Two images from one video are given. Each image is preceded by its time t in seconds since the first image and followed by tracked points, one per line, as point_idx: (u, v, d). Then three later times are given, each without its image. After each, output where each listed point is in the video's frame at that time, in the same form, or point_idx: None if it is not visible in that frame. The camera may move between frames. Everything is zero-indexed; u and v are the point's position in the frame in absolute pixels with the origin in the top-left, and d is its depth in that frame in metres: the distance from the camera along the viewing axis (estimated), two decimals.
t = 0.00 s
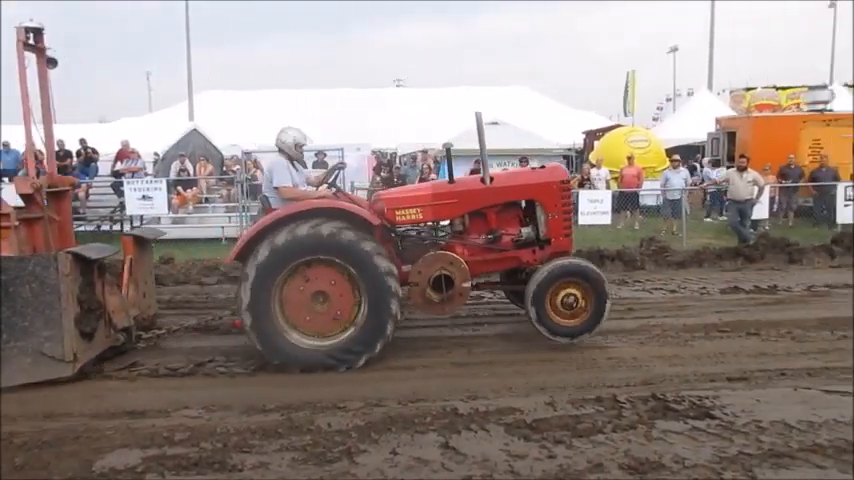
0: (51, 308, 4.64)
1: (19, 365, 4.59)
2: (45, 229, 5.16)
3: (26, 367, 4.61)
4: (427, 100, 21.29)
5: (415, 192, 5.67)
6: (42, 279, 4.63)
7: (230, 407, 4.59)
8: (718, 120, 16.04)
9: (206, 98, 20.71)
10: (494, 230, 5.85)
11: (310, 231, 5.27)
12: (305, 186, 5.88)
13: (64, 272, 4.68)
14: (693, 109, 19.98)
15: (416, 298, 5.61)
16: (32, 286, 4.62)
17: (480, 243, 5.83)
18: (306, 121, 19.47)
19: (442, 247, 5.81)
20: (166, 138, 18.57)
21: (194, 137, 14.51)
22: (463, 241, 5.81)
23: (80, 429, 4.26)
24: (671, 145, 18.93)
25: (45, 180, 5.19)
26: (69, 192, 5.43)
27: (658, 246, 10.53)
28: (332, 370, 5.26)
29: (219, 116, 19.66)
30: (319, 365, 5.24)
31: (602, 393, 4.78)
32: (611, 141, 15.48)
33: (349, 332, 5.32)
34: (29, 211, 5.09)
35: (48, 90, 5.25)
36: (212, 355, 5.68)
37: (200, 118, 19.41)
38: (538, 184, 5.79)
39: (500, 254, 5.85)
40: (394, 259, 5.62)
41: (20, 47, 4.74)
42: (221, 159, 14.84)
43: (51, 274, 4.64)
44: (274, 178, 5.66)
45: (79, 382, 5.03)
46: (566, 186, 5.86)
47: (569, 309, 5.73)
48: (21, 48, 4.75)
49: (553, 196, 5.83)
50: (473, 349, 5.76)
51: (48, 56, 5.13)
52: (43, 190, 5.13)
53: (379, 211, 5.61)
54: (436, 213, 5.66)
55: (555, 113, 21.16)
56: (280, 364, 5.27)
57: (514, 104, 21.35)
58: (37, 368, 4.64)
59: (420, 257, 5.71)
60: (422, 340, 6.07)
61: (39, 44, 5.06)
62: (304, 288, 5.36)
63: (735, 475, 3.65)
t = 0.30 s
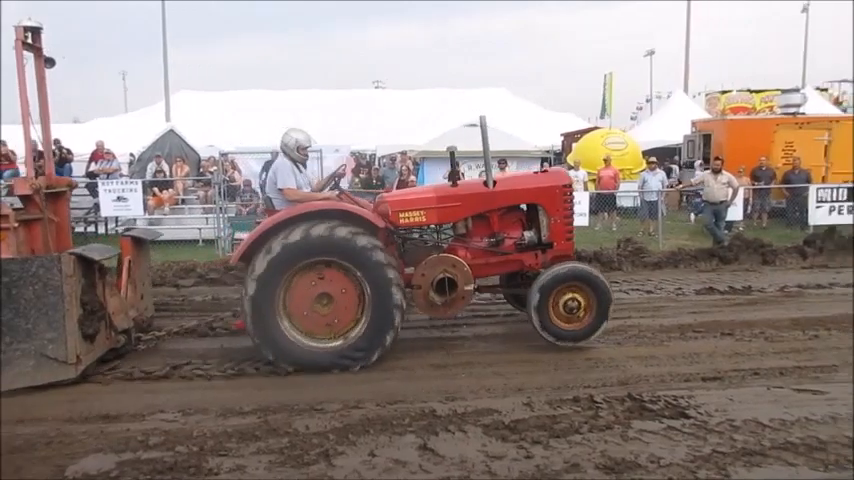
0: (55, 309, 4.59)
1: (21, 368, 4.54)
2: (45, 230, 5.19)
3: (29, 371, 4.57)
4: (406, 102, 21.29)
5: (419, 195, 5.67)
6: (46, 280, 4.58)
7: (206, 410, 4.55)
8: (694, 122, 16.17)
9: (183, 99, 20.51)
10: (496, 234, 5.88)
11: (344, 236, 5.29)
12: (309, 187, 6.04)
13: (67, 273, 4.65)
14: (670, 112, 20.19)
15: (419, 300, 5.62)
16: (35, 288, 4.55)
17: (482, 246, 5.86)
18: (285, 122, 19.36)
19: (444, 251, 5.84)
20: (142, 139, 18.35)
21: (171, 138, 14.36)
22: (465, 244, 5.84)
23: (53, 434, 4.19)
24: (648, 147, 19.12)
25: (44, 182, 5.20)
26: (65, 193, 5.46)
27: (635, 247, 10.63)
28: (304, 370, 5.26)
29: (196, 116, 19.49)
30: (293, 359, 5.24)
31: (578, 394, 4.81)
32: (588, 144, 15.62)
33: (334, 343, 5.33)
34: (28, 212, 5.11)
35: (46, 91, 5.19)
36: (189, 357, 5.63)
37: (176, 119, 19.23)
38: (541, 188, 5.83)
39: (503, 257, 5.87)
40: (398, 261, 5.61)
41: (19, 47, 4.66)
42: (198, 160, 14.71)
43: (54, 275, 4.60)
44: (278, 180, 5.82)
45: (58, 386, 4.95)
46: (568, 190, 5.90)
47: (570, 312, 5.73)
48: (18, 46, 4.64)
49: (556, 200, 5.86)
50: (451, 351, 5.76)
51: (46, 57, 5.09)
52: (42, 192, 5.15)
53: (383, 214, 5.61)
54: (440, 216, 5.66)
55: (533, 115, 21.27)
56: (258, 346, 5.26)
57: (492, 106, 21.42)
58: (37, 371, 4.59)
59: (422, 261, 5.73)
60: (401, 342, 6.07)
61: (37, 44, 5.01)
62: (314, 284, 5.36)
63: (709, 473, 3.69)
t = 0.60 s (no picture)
0: (58, 311, 4.53)
1: (24, 371, 4.48)
2: (45, 232, 4.90)
3: (31, 373, 4.51)
4: (385, 103, 21.28)
5: (421, 196, 5.71)
6: (49, 282, 4.51)
7: (182, 414, 4.51)
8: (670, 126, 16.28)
9: (160, 99, 20.31)
10: (498, 235, 5.91)
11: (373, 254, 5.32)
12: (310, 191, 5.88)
13: (71, 275, 4.58)
14: (647, 114, 20.40)
15: (421, 301, 5.66)
16: (38, 290, 4.48)
17: (484, 248, 5.89)
18: (263, 123, 19.26)
19: (447, 252, 5.85)
20: (117, 139, 18.12)
21: (148, 138, 14.22)
22: (467, 245, 5.86)
23: (25, 438, 4.12)
24: (625, 150, 19.29)
25: (44, 182, 4.93)
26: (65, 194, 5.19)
27: (612, 249, 10.72)
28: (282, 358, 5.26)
29: (173, 117, 19.31)
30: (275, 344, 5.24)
31: (555, 395, 4.83)
32: (567, 147, 15.71)
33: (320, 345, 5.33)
34: (28, 214, 4.82)
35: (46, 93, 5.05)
36: (167, 360, 5.57)
37: (153, 120, 19.04)
38: (542, 190, 5.88)
39: (504, 259, 5.90)
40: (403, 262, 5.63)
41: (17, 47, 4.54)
42: (175, 162, 14.58)
43: (58, 277, 4.53)
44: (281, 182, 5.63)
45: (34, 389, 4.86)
46: (570, 192, 5.95)
47: (572, 310, 5.77)
48: (18, 47, 4.55)
49: (557, 202, 5.91)
50: (429, 353, 5.76)
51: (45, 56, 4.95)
52: (42, 192, 4.88)
53: (386, 215, 5.63)
54: (442, 218, 5.70)
55: (512, 117, 21.37)
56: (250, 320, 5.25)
57: (472, 107, 21.48)
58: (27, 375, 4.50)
59: (425, 262, 5.74)
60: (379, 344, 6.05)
61: (37, 43, 4.87)
62: (326, 282, 5.38)
63: (683, 473, 3.73)
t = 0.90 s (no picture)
0: (64, 315, 4.50)
1: (30, 376, 4.45)
2: (45, 235, 4.85)
3: (37, 379, 4.47)
4: (365, 105, 21.26)
5: (422, 195, 5.79)
6: (54, 285, 4.49)
7: (159, 419, 4.46)
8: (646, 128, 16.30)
9: (138, 101, 20.12)
10: (498, 233, 6.00)
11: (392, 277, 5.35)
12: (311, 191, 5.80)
13: (75, 279, 4.55)
14: (624, 115, 20.58)
15: (423, 300, 5.70)
16: (43, 294, 4.46)
17: (485, 246, 5.97)
18: (242, 126, 19.15)
19: (448, 251, 5.92)
20: (92, 142, 17.90)
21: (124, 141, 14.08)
22: (467, 244, 5.94)
23: None
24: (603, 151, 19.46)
25: (44, 183, 4.86)
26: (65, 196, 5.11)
27: (591, 250, 10.81)
28: (269, 340, 5.24)
29: (151, 119, 19.14)
30: (269, 324, 5.23)
31: (534, 395, 4.86)
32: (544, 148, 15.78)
33: (307, 341, 5.31)
34: (28, 217, 4.80)
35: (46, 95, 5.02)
36: (143, 364, 5.51)
37: (130, 122, 18.84)
38: (541, 188, 5.99)
39: (505, 257, 5.99)
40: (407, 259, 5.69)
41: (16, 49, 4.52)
42: (152, 165, 14.46)
43: (63, 281, 4.51)
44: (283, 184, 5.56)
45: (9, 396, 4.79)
46: (568, 190, 6.07)
47: (575, 303, 5.88)
48: (17, 49, 4.55)
49: (556, 199, 6.03)
50: (408, 355, 5.76)
51: (44, 58, 4.91)
52: (42, 195, 4.83)
53: (388, 215, 5.70)
54: (443, 216, 5.78)
55: (491, 119, 21.45)
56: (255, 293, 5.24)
57: (451, 109, 21.54)
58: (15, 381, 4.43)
59: (427, 261, 5.81)
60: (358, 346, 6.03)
61: (35, 45, 4.84)
62: (338, 283, 5.38)
63: (661, 470, 3.77)
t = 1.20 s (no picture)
0: (68, 318, 4.47)
1: (35, 378, 4.42)
2: (45, 237, 4.81)
3: (42, 382, 4.44)
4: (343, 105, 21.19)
5: (422, 194, 5.85)
6: (59, 287, 4.45)
7: (133, 424, 4.41)
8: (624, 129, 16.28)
9: (112, 101, 19.86)
10: (497, 231, 6.09)
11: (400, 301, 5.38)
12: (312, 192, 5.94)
13: (80, 280, 4.52)
14: (600, 116, 20.74)
15: (426, 299, 5.75)
16: (48, 296, 4.42)
17: (485, 244, 6.06)
18: (218, 127, 18.99)
19: (449, 250, 6.00)
20: (64, 143, 17.63)
21: (98, 141, 13.89)
22: (467, 242, 6.03)
23: None
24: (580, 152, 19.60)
25: (43, 186, 4.85)
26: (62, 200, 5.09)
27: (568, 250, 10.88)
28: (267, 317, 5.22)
29: (125, 119, 18.90)
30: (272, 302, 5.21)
31: (512, 395, 4.87)
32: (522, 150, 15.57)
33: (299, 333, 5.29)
34: (28, 219, 4.76)
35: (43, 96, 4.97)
36: (124, 367, 5.44)
37: (103, 122, 18.59)
38: (539, 185, 6.08)
39: (504, 254, 6.09)
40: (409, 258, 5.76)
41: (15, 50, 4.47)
42: (127, 166, 14.28)
43: (67, 283, 4.47)
44: (282, 186, 5.72)
45: None
46: (565, 186, 6.18)
47: (578, 297, 6.00)
48: (17, 50, 4.50)
49: (554, 196, 6.13)
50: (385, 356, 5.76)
51: (42, 59, 4.87)
52: (41, 197, 4.81)
53: (390, 214, 5.76)
54: (443, 216, 5.85)
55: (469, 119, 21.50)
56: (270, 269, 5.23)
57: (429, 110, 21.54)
58: None
59: (428, 260, 5.88)
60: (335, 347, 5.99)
61: (34, 45, 4.80)
62: (349, 287, 5.39)
63: (637, 468, 3.80)
